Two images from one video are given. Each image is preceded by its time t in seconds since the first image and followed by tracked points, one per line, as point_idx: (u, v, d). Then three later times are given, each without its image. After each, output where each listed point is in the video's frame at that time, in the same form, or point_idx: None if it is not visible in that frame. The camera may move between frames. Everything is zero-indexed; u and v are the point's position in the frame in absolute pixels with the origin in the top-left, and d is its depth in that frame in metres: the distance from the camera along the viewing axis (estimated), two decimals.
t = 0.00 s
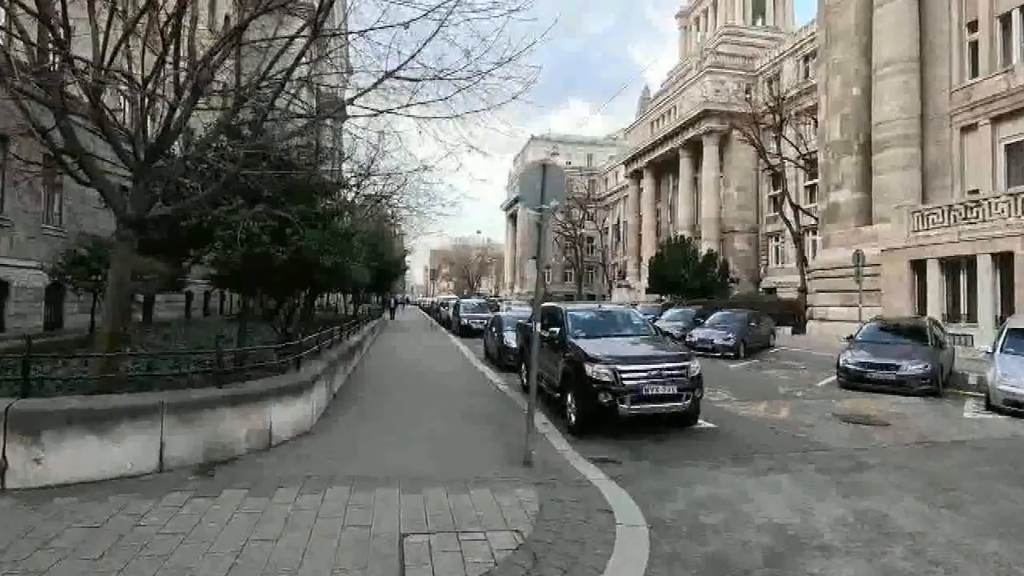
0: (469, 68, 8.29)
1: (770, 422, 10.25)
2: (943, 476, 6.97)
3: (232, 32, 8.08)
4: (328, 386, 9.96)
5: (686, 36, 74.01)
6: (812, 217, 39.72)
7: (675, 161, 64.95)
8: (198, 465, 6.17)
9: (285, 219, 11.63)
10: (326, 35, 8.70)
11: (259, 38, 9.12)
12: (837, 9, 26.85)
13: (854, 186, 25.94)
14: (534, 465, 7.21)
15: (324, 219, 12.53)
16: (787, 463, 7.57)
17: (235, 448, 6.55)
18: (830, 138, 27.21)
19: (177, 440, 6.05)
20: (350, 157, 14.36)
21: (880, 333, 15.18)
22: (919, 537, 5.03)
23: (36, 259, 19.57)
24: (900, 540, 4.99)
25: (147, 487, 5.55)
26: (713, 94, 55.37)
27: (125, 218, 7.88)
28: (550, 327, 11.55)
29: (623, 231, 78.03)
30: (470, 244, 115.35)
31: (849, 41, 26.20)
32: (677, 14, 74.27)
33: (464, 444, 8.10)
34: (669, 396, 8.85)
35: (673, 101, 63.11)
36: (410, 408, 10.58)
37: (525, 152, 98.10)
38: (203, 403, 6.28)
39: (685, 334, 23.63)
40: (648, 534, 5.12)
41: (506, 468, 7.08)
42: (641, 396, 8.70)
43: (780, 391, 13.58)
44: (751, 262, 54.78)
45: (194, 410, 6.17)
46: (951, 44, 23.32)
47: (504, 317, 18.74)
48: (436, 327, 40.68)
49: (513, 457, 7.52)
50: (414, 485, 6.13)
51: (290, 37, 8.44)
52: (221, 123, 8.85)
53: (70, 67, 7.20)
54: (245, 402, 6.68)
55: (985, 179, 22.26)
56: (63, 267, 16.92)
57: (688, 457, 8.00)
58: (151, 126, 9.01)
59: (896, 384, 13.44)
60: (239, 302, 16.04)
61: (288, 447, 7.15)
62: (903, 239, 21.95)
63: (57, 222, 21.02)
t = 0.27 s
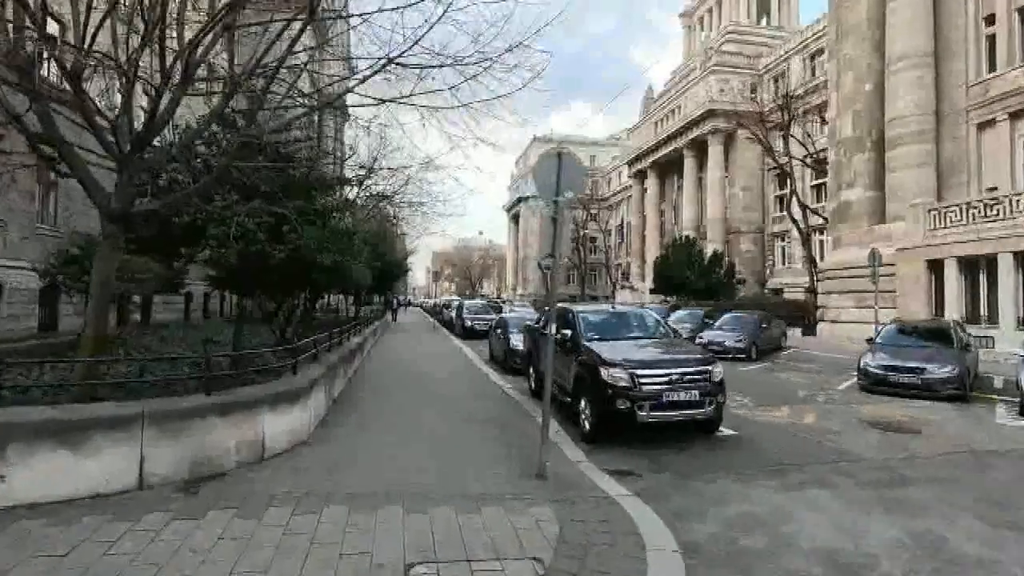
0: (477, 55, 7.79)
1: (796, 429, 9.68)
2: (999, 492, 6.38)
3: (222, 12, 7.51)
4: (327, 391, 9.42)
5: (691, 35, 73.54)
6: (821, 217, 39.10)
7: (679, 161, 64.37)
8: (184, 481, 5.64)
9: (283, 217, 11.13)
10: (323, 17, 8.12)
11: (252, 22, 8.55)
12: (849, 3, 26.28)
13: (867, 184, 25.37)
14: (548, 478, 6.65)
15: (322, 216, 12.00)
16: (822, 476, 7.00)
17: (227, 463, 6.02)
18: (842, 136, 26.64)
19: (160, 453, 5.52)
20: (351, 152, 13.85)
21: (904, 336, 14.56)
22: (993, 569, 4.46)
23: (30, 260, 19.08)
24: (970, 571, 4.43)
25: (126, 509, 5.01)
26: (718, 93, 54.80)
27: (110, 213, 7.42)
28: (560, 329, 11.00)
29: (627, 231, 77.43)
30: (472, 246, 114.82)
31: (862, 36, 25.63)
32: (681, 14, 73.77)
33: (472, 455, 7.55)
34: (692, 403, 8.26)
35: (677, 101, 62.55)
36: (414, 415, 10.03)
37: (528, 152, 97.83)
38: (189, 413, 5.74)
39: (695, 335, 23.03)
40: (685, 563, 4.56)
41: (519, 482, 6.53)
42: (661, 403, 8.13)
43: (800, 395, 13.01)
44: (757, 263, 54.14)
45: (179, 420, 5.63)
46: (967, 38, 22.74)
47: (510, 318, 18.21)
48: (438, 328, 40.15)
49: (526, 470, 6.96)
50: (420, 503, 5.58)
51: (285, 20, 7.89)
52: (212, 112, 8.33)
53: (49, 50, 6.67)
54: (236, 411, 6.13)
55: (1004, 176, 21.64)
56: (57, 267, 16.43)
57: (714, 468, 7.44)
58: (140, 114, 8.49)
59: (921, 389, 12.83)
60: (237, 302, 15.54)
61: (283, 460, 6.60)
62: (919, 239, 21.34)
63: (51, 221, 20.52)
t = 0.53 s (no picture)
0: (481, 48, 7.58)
1: (811, 434, 9.38)
2: None
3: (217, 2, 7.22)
4: (327, 394, 9.14)
5: (693, 35, 73.23)
6: (825, 216, 38.78)
7: (682, 161, 64.07)
8: (176, 492, 5.36)
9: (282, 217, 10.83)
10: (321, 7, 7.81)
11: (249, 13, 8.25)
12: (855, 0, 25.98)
13: (874, 184, 25.06)
14: (557, 487, 6.35)
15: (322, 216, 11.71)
16: (844, 485, 6.70)
17: (221, 472, 5.73)
18: (848, 134, 26.33)
19: (151, 464, 5.23)
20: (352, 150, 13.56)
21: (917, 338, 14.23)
22: None
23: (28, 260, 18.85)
24: None
25: (114, 523, 4.72)
26: (720, 92, 54.51)
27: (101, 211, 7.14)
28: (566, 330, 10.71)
29: (629, 232, 77.13)
30: (473, 246, 114.58)
31: (868, 33, 25.33)
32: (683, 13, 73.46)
33: (478, 461, 7.26)
34: (705, 408, 7.96)
35: (679, 100, 62.26)
36: (417, 419, 9.74)
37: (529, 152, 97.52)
38: (181, 420, 5.45)
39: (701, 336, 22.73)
40: None
41: (527, 491, 6.24)
42: (674, 408, 7.84)
43: (812, 398, 12.70)
44: (760, 263, 53.83)
45: (170, 429, 5.34)
46: (976, 35, 22.42)
47: (513, 319, 17.93)
48: (440, 329, 39.90)
49: (534, 478, 6.67)
50: (424, 515, 5.30)
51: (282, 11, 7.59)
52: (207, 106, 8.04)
53: (35, 40, 6.38)
54: (231, 418, 5.85)
55: (1015, 175, 21.32)
56: (53, 267, 16.17)
57: (730, 477, 7.14)
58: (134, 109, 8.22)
59: (936, 392, 12.52)
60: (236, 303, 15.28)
61: (281, 469, 6.32)
62: (928, 239, 21.03)
63: (48, 221, 20.27)
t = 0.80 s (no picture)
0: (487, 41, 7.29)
1: (828, 439, 9.01)
2: None
3: None
4: (325, 399, 8.81)
5: (695, 35, 72.94)
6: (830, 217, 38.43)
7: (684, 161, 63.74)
8: (159, 507, 5.00)
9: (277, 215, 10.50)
10: None
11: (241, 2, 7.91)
12: None
13: (881, 183, 24.70)
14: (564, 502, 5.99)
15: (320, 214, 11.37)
16: (869, 497, 6.34)
17: (208, 485, 5.38)
18: (855, 133, 25.97)
19: (132, 477, 4.88)
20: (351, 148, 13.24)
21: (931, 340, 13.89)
22: None
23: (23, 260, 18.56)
24: None
25: (89, 541, 4.38)
26: (723, 92, 54.23)
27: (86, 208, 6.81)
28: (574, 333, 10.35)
29: (631, 232, 76.79)
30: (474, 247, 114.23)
31: (875, 30, 24.99)
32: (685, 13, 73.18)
33: (481, 473, 6.88)
34: (719, 414, 7.61)
35: (681, 100, 61.99)
36: (418, 427, 9.36)
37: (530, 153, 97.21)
38: (165, 428, 5.10)
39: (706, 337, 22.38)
40: None
41: (532, 503, 5.88)
42: (686, 413, 7.48)
43: (824, 401, 12.35)
44: (763, 264, 53.48)
45: (153, 439, 5.00)
46: (986, 31, 22.08)
47: (516, 321, 17.59)
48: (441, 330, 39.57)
49: (540, 488, 6.34)
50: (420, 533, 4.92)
51: None
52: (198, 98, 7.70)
53: (15, 25, 6.05)
54: (223, 425, 5.51)
55: None
56: (48, 268, 15.88)
57: (748, 486, 6.79)
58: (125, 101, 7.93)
59: (953, 395, 12.18)
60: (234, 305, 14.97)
61: (273, 480, 5.96)
62: (938, 238, 20.67)
63: (44, 221, 19.97)
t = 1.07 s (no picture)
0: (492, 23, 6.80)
1: (857, 449, 8.42)
2: None
3: None
4: (319, 406, 8.27)
5: (699, 35, 72.40)
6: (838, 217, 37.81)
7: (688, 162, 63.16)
8: (125, 532, 4.46)
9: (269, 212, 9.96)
10: None
11: None
12: None
13: (894, 181, 24.10)
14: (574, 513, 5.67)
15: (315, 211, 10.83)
16: (914, 516, 5.74)
17: (182, 507, 4.83)
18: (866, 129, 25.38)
19: (93, 499, 4.32)
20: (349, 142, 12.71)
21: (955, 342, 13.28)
22: None
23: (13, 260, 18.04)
24: None
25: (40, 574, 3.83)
26: (728, 92, 53.67)
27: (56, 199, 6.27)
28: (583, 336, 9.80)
29: (634, 234, 76.18)
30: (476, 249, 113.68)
31: (887, 25, 24.42)
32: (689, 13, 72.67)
33: (484, 479, 6.64)
34: (743, 424, 7.02)
35: (685, 101, 61.43)
36: (417, 429, 9.10)
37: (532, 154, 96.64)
38: (134, 443, 4.57)
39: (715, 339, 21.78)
40: None
41: (539, 515, 5.57)
42: (709, 423, 6.90)
43: (845, 407, 11.74)
44: (768, 265, 52.83)
45: (118, 457, 4.45)
46: (1002, 25, 21.50)
47: (519, 322, 17.02)
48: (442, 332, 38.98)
49: (548, 503, 5.89)
50: (424, 548, 4.66)
51: None
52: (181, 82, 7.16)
53: None
54: (198, 440, 4.96)
55: None
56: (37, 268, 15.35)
57: (778, 502, 6.20)
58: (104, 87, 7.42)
59: (981, 401, 11.58)
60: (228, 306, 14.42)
61: (257, 499, 5.40)
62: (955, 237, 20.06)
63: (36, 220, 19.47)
